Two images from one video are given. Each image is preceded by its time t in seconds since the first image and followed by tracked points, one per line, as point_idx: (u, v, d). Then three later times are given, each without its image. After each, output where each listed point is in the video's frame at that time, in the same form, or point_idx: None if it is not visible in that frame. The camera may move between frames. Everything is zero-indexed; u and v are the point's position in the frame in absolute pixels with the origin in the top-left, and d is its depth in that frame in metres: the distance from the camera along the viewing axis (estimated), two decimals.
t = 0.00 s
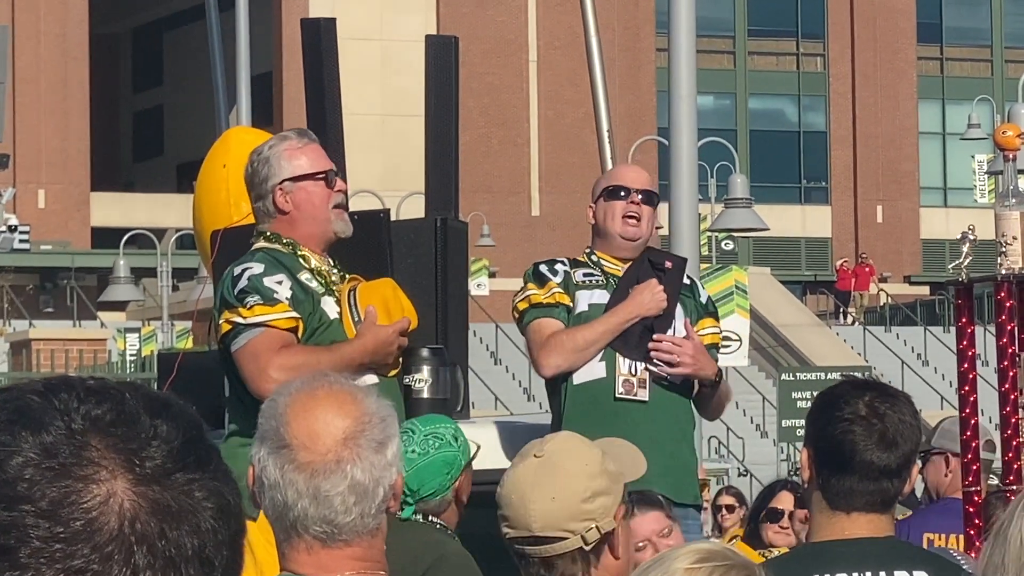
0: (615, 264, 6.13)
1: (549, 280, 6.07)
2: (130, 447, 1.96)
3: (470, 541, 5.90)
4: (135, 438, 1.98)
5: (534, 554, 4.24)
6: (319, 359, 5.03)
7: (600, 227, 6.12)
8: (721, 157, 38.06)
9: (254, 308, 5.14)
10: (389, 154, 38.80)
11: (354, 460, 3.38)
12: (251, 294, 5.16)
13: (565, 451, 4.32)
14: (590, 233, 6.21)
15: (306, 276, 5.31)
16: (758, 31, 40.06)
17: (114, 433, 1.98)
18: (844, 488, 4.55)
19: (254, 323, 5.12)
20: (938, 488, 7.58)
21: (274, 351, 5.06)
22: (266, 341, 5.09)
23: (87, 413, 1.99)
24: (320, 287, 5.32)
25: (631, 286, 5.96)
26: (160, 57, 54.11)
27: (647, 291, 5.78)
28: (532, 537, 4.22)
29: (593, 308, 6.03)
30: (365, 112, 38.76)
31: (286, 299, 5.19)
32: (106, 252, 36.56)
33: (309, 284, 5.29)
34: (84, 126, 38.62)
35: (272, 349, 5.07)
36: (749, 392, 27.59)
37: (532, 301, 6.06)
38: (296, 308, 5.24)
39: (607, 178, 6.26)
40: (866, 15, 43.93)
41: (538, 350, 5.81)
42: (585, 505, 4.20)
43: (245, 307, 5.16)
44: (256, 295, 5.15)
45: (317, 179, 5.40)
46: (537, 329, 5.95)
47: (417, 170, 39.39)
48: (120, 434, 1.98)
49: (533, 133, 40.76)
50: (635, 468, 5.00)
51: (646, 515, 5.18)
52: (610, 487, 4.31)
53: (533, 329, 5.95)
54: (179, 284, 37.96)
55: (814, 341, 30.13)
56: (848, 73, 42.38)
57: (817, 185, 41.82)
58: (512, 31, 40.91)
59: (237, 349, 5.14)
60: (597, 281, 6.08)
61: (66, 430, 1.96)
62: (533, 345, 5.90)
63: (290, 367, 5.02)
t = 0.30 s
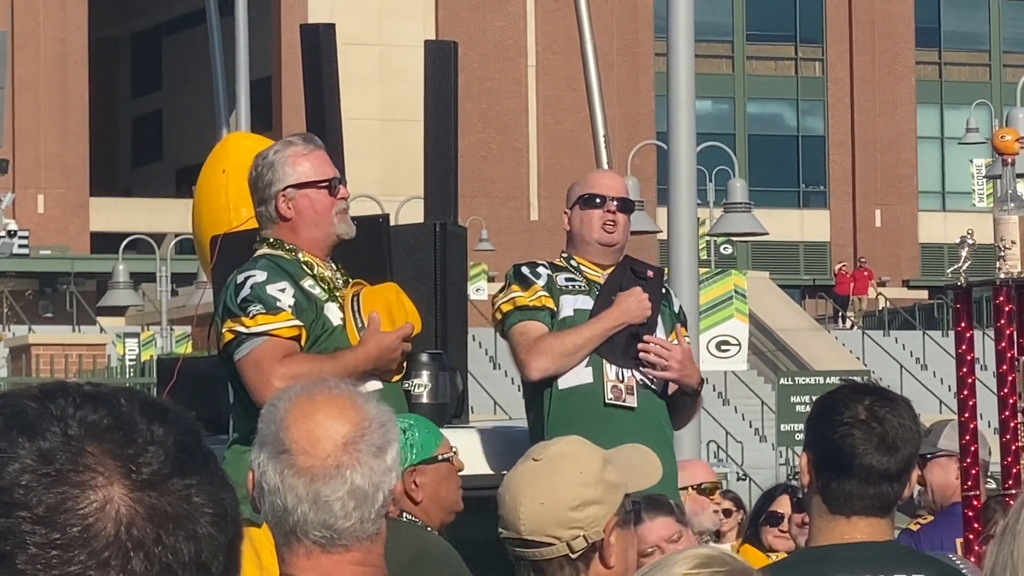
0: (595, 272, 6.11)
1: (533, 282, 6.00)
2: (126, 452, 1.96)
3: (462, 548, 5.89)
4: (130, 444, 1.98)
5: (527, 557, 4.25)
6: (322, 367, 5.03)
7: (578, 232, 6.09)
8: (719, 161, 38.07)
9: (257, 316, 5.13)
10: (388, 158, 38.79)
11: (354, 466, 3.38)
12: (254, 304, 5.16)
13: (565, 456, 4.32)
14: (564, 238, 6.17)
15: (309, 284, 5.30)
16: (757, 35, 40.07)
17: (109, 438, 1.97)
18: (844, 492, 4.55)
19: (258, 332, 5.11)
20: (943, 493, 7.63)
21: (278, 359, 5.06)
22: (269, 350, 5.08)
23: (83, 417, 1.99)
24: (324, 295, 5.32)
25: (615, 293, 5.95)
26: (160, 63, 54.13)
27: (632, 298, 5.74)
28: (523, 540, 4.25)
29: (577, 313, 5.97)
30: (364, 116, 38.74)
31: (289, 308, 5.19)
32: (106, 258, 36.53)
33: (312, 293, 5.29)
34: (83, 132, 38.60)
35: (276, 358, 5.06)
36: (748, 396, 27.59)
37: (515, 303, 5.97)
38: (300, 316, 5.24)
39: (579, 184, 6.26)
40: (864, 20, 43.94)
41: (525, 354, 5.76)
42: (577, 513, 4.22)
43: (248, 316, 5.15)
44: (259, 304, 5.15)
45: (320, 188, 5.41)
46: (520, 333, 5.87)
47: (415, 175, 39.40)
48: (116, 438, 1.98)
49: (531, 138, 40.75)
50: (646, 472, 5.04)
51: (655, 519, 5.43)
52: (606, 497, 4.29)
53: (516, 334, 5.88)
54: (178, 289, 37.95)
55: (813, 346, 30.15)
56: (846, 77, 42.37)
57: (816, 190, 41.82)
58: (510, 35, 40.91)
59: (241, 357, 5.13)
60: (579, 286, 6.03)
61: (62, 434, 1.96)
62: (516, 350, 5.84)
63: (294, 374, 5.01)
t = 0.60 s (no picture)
0: (580, 281, 6.06)
1: (528, 291, 5.90)
2: (115, 458, 1.96)
3: (447, 557, 5.83)
4: (120, 450, 1.98)
5: (523, 566, 4.25)
6: (318, 375, 5.02)
7: (561, 238, 6.03)
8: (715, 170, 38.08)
9: (253, 326, 5.13)
10: (383, 167, 38.78)
11: (351, 473, 3.37)
12: (250, 313, 5.15)
13: (562, 462, 4.30)
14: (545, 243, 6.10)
15: (305, 293, 5.29)
16: (752, 44, 40.09)
17: (98, 446, 1.97)
18: (840, 501, 4.55)
19: (254, 341, 5.11)
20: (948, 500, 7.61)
21: (275, 369, 5.06)
22: (266, 359, 5.08)
23: (72, 424, 1.99)
24: (319, 304, 5.31)
25: (604, 306, 5.92)
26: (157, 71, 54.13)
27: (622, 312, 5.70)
28: (519, 547, 4.24)
29: (571, 327, 5.91)
30: (359, 125, 38.74)
31: (285, 317, 5.18)
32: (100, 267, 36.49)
33: (308, 301, 5.28)
34: (77, 141, 38.58)
35: (272, 367, 5.06)
36: (744, 405, 27.60)
37: (511, 313, 5.88)
38: (296, 325, 5.23)
39: (559, 184, 6.20)
40: (860, 28, 43.95)
41: (521, 366, 5.70)
42: (575, 520, 4.21)
43: (244, 325, 5.14)
44: (255, 313, 5.14)
45: (315, 196, 5.38)
46: (513, 348, 5.79)
47: (410, 184, 39.40)
48: (105, 444, 1.98)
49: (527, 147, 40.73)
50: (643, 481, 5.04)
51: (679, 519, 5.91)
52: (603, 504, 4.28)
53: (510, 348, 5.79)
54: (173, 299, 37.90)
55: (809, 355, 30.15)
56: (842, 86, 42.38)
57: (811, 199, 41.84)
58: (506, 44, 40.93)
59: (238, 367, 5.12)
60: (568, 297, 5.95)
61: (52, 441, 1.95)
62: (512, 364, 5.75)
63: (290, 382, 5.00)
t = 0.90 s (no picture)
0: (569, 290, 6.04)
1: (524, 303, 5.87)
2: (115, 470, 1.98)
3: (446, 569, 5.81)
4: (119, 460, 2.00)
5: None
6: (318, 383, 5.01)
7: (554, 247, 5.99)
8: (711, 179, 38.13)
9: (250, 337, 5.12)
10: (380, 178, 38.81)
11: (351, 483, 3.37)
12: (246, 324, 5.14)
13: (560, 472, 4.31)
14: (535, 250, 6.05)
15: (299, 302, 5.28)
16: (748, 54, 40.18)
17: (97, 455, 1.99)
18: (837, 510, 4.55)
19: (252, 352, 5.10)
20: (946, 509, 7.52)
21: (274, 379, 5.04)
22: (265, 369, 5.07)
23: (72, 436, 2.02)
24: (314, 312, 5.31)
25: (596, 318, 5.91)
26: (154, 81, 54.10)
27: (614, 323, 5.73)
28: (517, 555, 4.24)
29: (565, 340, 5.89)
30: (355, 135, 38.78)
31: (282, 326, 5.18)
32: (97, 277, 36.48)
33: (303, 310, 5.28)
34: (74, 151, 38.59)
35: (272, 376, 5.05)
36: (741, 415, 27.60)
37: (509, 326, 5.85)
38: (293, 334, 5.23)
39: (546, 189, 6.14)
40: (857, 37, 43.96)
41: (521, 381, 5.68)
42: (576, 528, 4.21)
43: (241, 337, 5.14)
44: (251, 324, 5.14)
45: (303, 203, 5.38)
46: (511, 361, 5.75)
47: (406, 194, 39.43)
48: (105, 455, 2.00)
49: (524, 156, 40.76)
50: (640, 491, 5.01)
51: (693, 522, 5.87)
52: (603, 513, 4.29)
53: (509, 361, 5.75)
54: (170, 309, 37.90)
55: (805, 365, 30.16)
56: (837, 96, 42.48)
57: (808, 208, 41.89)
58: (502, 54, 40.96)
59: (237, 379, 5.11)
60: (561, 308, 5.92)
61: (51, 452, 1.98)
62: (511, 378, 5.72)
63: (290, 392, 5.00)
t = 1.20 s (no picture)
0: (564, 302, 5.97)
1: (526, 317, 5.81)
2: (111, 481, 1.99)
3: None
4: (116, 473, 2.00)
5: None
6: (309, 395, 5.00)
7: (555, 259, 5.92)
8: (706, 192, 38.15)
9: (238, 353, 5.12)
10: (374, 190, 38.83)
11: (348, 496, 3.37)
12: (234, 339, 5.14)
13: (558, 485, 4.31)
14: (532, 259, 5.95)
15: (288, 316, 5.28)
16: (744, 66, 40.24)
17: (93, 467, 2.00)
18: (831, 522, 4.55)
19: (240, 367, 5.10)
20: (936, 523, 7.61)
21: (264, 394, 5.03)
22: (254, 385, 5.06)
23: (68, 445, 2.02)
24: (303, 325, 5.30)
25: (590, 330, 5.89)
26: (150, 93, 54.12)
27: (607, 337, 5.72)
28: (517, 566, 4.23)
29: (565, 355, 5.85)
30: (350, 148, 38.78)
31: (270, 341, 5.17)
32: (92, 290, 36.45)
33: (291, 324, 5.27)
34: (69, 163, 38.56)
35: (262, 392, 5.04)
36: (736, 427, 27.63)
37: (513, 342, 5.77)
38: (282, 348, 5.22)
39: (537, 199, 6.03)
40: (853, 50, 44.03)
41: (524, 396, 5.64)
42: (576, 538, 4.23)
43: (229, 353, 5.13)
44: (239, 340, 5.14)
45: (287, 216, 5.38)
46: (515, 376, 5.69)
47: (401, 206, 39.43)
48: (102, 466, 2.00)
49: (519, 168, 40.74)
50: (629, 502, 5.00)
51: (690, 534, 5.88)
52: (601, 524, 4.32)
53: (511, 377, 5.69)
54: (165, 322, 37.85)
55: (800, 377, 30.17)
56: (833, 108, 42.52)
57: (803, 220, 41.89)
58: (498, 66, 40.97)
59: (227, 395, 5.11)
60: (559, 322, 5.87)
61: (48, 462, 1.99)
62: (513, 394, 5.68)
63: (281, 407, 4.99)
